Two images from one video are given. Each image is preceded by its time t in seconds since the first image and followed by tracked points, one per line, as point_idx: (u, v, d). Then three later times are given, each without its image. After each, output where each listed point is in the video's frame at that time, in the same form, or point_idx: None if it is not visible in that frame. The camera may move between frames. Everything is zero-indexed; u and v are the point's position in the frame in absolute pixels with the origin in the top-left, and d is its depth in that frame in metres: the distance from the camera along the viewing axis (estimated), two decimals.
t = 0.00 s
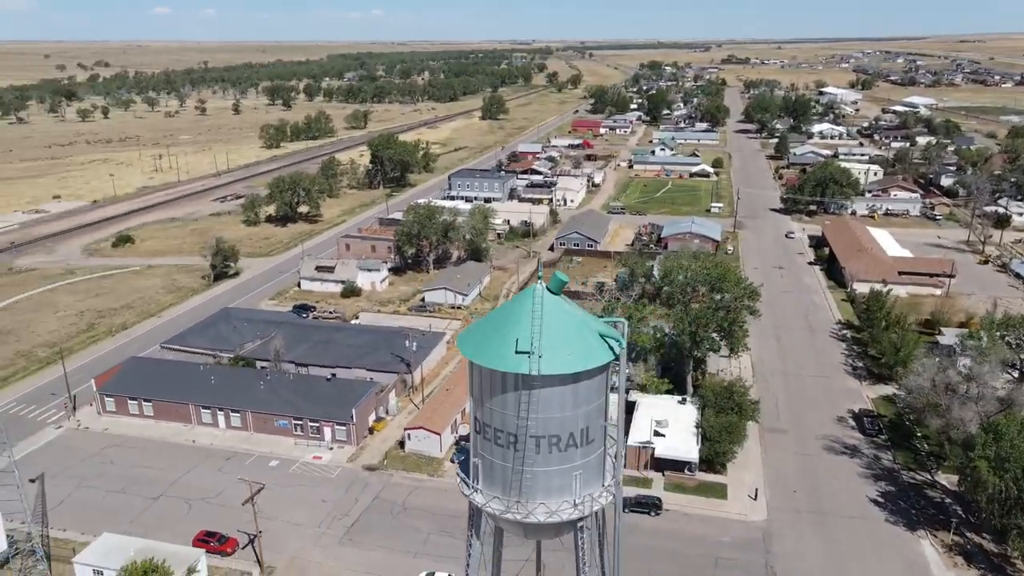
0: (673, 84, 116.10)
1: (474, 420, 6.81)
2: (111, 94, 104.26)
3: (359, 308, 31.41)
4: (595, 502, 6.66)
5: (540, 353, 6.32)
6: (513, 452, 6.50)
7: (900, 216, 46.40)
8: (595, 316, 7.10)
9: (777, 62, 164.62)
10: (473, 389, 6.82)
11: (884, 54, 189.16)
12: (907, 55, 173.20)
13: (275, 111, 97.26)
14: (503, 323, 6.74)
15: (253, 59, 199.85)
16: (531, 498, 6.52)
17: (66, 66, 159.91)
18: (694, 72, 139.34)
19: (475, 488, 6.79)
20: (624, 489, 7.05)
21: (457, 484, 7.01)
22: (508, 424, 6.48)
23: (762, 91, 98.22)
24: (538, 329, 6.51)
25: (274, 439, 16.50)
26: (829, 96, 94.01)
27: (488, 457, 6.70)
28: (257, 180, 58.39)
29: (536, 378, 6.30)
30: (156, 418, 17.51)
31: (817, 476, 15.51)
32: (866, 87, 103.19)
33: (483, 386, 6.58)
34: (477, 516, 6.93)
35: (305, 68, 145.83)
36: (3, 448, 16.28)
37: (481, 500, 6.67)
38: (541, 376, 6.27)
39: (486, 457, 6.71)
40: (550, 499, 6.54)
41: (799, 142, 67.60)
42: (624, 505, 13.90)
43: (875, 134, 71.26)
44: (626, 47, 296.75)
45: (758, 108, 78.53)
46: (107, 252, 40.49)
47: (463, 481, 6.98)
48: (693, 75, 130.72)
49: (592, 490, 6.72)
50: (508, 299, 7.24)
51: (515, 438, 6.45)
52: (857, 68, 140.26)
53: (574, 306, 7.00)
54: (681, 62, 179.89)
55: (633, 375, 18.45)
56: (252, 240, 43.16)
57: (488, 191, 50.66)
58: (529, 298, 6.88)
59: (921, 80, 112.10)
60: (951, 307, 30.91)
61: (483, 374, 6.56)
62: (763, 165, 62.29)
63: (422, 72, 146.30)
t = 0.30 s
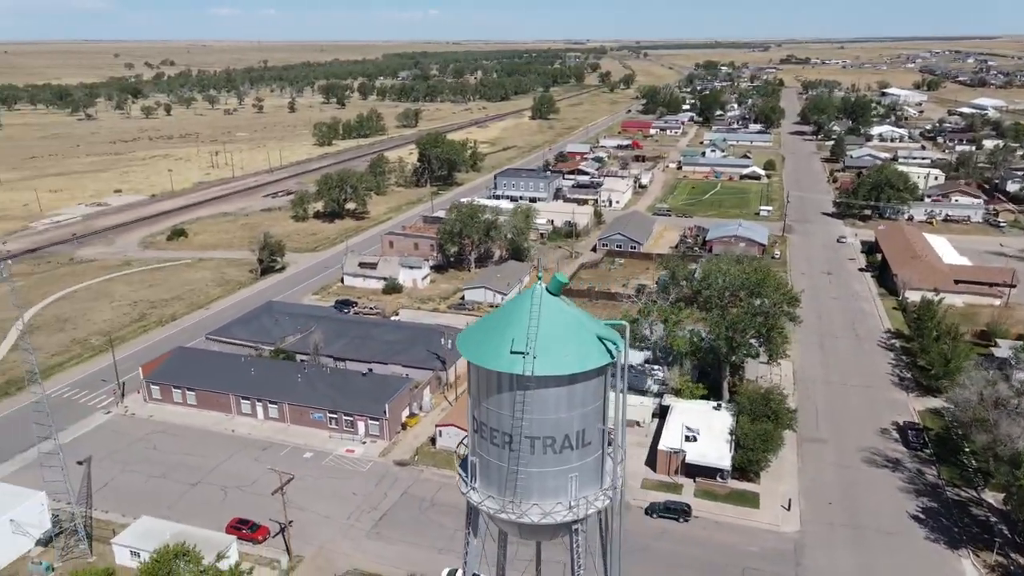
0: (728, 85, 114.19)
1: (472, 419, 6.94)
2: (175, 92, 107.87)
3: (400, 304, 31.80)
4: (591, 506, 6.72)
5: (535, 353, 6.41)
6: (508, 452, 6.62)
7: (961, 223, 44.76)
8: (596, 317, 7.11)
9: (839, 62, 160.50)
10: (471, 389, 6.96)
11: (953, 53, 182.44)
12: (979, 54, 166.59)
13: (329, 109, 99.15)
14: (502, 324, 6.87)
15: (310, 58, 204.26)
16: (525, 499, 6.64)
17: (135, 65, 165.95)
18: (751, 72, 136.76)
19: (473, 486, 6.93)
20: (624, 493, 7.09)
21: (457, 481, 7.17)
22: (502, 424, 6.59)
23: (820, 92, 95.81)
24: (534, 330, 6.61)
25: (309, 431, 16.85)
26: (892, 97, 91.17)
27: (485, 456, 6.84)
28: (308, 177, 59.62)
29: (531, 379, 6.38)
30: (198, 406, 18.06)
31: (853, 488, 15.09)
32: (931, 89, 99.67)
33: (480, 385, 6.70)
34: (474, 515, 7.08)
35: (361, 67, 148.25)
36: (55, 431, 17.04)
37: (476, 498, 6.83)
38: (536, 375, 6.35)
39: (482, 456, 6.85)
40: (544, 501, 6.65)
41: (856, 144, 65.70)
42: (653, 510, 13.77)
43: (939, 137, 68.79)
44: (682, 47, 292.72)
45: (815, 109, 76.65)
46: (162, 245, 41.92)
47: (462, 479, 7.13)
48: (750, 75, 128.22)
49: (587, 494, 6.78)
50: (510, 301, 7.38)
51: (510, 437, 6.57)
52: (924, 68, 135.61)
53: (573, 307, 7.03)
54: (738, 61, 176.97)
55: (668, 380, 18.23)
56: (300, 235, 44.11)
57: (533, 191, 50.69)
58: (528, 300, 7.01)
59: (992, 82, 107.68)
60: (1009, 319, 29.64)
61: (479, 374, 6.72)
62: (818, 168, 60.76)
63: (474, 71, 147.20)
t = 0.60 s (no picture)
0: (786, 86, 111.74)
1: (471, 418, 7.28)
2: (235, 91, 110.95)
3: (439, 303, 32.09)
4: (585, 509, 6.97)
5: (530, 355, 6.72)
6: (503, 451, 6.92)
7: None
8: (593, 320, 7.37)
9: (905, 62, 155.66)
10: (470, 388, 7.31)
11: None
12: None
13: (382, 108, 100.61)
14: (500, 325, 7.19)
15: (366, 57, 207.72)
16: (519, 498, 6.93)
17: (199, 64, 171.23)
18: (811, 73, 133.55)
19: (471, 485, 7.25)
20: (621, 498, 7.31)
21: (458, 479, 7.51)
22: (498, 424, 6.92)
23: (882, 93, 92.95)
24: (530, 332, 6.92)
25: (344, 425, 17.15)
26: (959, 99, 87.84)
27: (482, 455, 7.16)
28: (358, 174, 60.62)
29: (525, 379, 6.68)
30: (239, 397, 18.57)
31: (891, 502, 14.66)
32: (1002, 91, 95.66)
33: (478, 384, 7.03)
34: (473, 512, 7.41)
35: (416, 66, 150.02)
36: (103, 416, 17.72)
37: (473, 496, 7.14)
38: (530, 376, 6.65)
39: (480, 456, 7.18)
40: (538, 501, 6.92)
41: (917, 147, 63.50)
42: (681, 516, 13.61)
43: (1007, 141, 65.95)
44: (739, 46, 287.43)
45: (874, 111, 74.38)
46: (214, 239, 43.15)
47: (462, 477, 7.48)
48: (809, 77, 125.28)
49: (582, 496, 7.05)
50: (510, 302, 7.71)
51: (505, 437, 6.87)
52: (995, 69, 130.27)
53: (572, 308, 7.29)
54: (797, 61, 173.12)
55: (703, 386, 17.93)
56: (347, 232, 44.88)
57: (578, 191, 50.49)
58: (527, 302, 7.31)
59: None
60: None
61: (479, 373, 7.06)
62: (875, 172, 58.96)
63: (527, 71, 147.55)
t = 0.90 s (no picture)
0: (844, 87, 108.76)
1: (468, 418, 7.46)
2: (289, 90, 113.37)
3: (477, 302, 32.26)
4: (578, 511, 7.05)
5: (522, 355, 6.86)
6: (497, 450, 7.06)
7: None
8: (590, 323, 7.45)
9: (973, 63, 150.08)
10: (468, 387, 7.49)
11: None
12: None
13: (431, 108, 101.50)
14: (496, 326, 7.36)
15: (418, 57, 209.86)
16: (512, 498, 7.06)
17: (257, 64, 175.42)
18: (871, 74, 129.77)
19: (468, 483, 7.42)
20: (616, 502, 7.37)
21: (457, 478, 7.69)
22: (492, 423, 7.06)
23: (945, 95, 89.78)
24: (524, 333, 7.05)
25: (376, 421, 17.38)
26: None
27: (478, 454, 7.32)
28: (404, 173, 61.30)
29: (517, 379, 6.81)
30: (275, 390, 18.99)
31: (929, 518, 14.19)
32: None
33: (474, 383, 7.21)
34: (471, 510, 7.58)
35: (467, 66, 150.90)
36: (147, 404, 18.36)
37: (468, 494, 7.31)
38: (521, 376, 6.78)
39: (476, 454, 7.34)
40: (531, 502, 7.04)
41: (980, 151, 61.12)
42: (708, 524, 13.42)
43: None
44: (796, 46, 280.87)
45: (935, 114, 71.87)
46: (262, 235, 44.17)
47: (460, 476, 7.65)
48: (869, 78, 121.69)
49: (575, 498, 7.13)
50: (508, 303, 7.87)
51: (498, 436, 7.01)
52: None
53: (568, 310, 7.40)
54: (857, 62, 168.36)
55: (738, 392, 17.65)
56: (390, 230, 45.43)
57: (622, 193, 50.12)
58: (523, 303, 7.45)
59: None
60: None
61: (474, 373, 7.24)
62: (933, 177, 56.98)
63: (578, 71, 147.05)
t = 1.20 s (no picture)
0: (906, 88, 105.34)
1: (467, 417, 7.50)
2: (342, 90, 115.40)
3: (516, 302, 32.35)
4: (572, 513, 7.03)
5: (516, 356, 6.86)
6: (492, 450, 7.09)
7: None
8: (588, 324, 7.43)
9: None
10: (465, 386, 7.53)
11: None
12: None
13: (481, 107, 102.03)
14: (493, 326, 7.38)
15: (470, 57, 211.29)
16: (507, 498, 7.08)
17: (313, 64, 179.08)
18: (936, 74, 125.34)
19: (465, 483, 7.46)
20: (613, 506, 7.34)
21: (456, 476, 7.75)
22: (487, 422, 7.09)
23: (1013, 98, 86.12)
24: (519, 334, 7.06)
25: (408, 417, 17.61)
26: None
27: (474, 453, 7.36)
28: (450, 172, 61.80)
29: (510, 379, 6.82)
30: (312, 383, 19.38)
31: (971, 536, 13.66)
32: None
33: (470, 382, 7.24)
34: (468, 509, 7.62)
35: (519, 66, 151.23)
36: (189, 394, 18.95)
37: (464, 493, 7.35)
38: (514, 376, 6.78)
39: (473, 453, 7.38)
40: (525, 503, 7.05)
41: None
42: (737, 533, 13.20)
43: None
44: (862, 46, 272.10)
45: (1001, 117, 69.06)
46: (308, 231, 45.08)
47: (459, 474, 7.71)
48: (934, 79, 117.48)
49: (570, 500, 7.11)
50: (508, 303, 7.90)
51: (492, 435, 7.04)
52: None
53: (565, 312, 7.38)
54: (921, 63, 162.84)
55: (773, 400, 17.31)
56: (433, 229, 45.87)
57: (667, 195, 49.57)
58: (521, 304, 7.45)
59: None
60: None
61: (471, 373, 7.27)
62: (996, 182, 54.77)
63: (630, 72, 145.91)
